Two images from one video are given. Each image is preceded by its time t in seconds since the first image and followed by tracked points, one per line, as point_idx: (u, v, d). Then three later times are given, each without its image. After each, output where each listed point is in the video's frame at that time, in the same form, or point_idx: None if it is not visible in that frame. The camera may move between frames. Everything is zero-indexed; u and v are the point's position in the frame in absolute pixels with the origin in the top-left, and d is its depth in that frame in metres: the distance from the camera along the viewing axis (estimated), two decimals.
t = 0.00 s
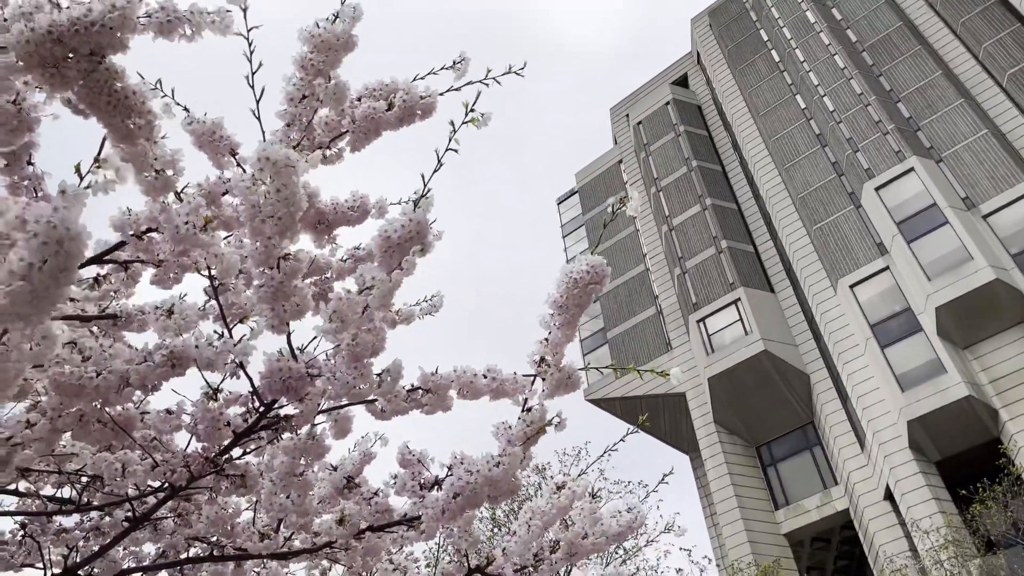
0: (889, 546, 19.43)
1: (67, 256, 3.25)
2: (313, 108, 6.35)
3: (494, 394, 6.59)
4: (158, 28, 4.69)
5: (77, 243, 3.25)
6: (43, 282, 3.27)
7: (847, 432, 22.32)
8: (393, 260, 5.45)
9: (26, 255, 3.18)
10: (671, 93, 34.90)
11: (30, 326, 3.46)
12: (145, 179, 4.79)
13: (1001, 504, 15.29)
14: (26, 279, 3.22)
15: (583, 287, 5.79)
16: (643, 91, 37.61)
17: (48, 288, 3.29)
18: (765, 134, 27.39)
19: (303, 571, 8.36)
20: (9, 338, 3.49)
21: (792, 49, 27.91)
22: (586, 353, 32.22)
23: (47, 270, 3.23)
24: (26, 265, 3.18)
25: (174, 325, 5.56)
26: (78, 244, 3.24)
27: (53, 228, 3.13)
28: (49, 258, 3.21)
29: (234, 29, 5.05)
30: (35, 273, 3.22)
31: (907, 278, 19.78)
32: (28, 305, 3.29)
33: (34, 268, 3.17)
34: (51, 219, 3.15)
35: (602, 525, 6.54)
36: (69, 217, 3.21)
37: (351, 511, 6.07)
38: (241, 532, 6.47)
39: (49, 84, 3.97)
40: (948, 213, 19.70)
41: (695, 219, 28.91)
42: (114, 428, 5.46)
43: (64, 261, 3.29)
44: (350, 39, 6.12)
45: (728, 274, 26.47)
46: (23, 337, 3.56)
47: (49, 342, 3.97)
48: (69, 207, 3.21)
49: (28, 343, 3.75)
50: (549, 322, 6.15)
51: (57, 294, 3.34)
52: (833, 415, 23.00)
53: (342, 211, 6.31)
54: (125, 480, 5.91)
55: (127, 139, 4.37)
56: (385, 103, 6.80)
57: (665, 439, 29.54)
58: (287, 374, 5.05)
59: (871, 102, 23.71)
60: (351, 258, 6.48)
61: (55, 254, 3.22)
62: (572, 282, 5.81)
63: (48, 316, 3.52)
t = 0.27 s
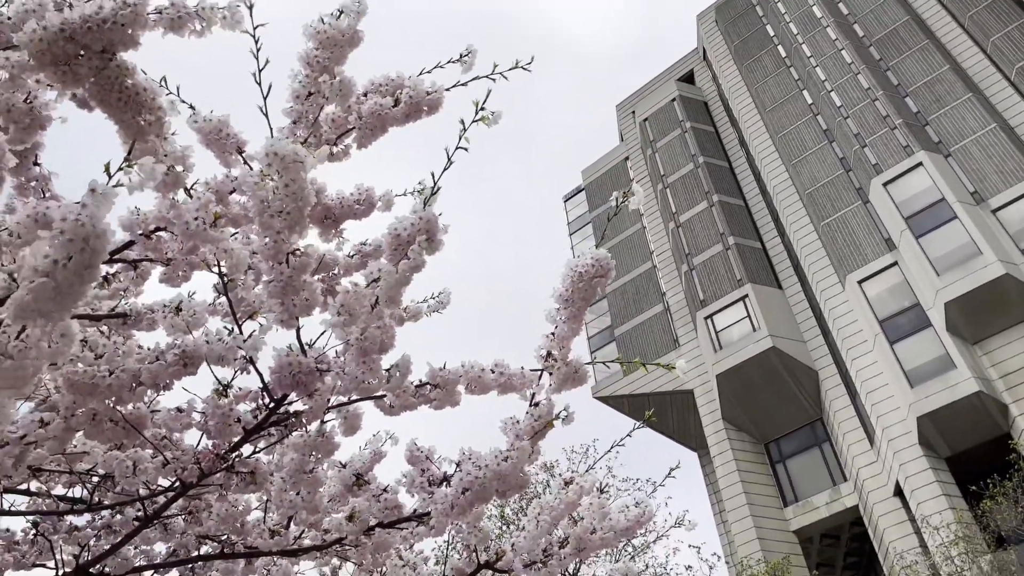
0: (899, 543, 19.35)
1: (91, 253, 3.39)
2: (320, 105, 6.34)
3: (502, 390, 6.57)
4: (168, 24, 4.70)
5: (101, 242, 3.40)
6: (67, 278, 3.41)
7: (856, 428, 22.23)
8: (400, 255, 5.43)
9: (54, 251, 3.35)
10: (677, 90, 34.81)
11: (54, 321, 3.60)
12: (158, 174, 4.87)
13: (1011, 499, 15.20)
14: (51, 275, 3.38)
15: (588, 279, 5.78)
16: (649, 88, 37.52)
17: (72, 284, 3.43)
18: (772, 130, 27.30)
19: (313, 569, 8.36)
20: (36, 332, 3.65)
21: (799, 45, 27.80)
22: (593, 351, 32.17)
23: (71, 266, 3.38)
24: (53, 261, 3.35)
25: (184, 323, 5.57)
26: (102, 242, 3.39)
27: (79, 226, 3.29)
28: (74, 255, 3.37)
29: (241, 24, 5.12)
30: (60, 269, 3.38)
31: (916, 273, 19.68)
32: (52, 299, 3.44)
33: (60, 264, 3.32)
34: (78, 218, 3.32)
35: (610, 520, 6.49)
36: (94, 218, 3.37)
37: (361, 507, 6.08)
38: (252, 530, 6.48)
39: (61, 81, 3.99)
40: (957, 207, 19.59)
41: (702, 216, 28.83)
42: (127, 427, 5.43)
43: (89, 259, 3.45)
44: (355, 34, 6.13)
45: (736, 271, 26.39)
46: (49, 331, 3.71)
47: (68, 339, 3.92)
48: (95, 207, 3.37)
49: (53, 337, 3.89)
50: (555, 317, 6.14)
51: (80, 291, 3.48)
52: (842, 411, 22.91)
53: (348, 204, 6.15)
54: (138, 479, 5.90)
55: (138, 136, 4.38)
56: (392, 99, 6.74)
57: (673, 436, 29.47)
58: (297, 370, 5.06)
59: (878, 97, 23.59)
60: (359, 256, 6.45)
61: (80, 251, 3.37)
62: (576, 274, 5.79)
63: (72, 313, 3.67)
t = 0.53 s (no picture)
0: (907, 541, 19.29)
1: (94, 247, 3.43)
2: (323, 103, 6.33)
3: (508, 388, 6.57)
4: (172, 28, 4.73)
5: (104, 236, 3.44)
6: (72, 273, 3.45)
7: (864, 426, 22.16)
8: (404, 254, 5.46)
9: (58, 246, 3.40)
10: (682, 88, 34.75)
11: (59, 316, 3.64)
12: (161, 178, 4.83)
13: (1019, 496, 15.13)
14: (55, 270, 3.41)
15: (593, 277, 5.75)
16: (654, 86, 37.47)
17: (76, 278, 3.47)
18: (778, 127, 27.24)
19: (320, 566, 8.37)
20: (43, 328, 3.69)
21: (804, 42, 27.70)
22: (599, 349, 32.17)
23: (75, 260, 3.42)
24: (56, 256, 3.39)
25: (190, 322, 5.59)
26: (105, 236, 3.40)
27: (81, 218, 3.32)
28: (77, 249, 3.41)
29: (246, 26, 5.10)
30: (64, 264, 3.42)
31: (923, 270, 19.60)
32: (56, 296, 3.48)
33: (63, 257, 3.36)
34: (80, 211, 3.36)
35: (616, 517, 6.44)
36: (97, 209, 3.39)
37: (367, 506, 6.08)
38: (259, 529, 6.49)
39: (64, 85, 4.01)
40: (964, 204, 19.50)
41: (707, 214, 28.77)
42: (134, 426, 5.44)
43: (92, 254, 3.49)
44: (358, 31, 6.12)
45: (742, 268, 26.33)
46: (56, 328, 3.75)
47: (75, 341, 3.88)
48: (98, 201, 3.40)
49: (58, 336, 3.91)
50: (561, 316, 6.13)
51: (84, 286, 3.51)
52: (849, 409, 22.85)
53: (353, 200, 6.22)
54: (145, 477, 5.90)
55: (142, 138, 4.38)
56: (395, 95, 6.78)
57: (679, 434, 29.45)
58: (302, 370, 5.07)
59: (884, 94, 23.48)
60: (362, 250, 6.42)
61: (83, 245, 3.40)
62: (581, 272, 5.76)
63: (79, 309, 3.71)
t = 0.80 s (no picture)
0: (913, 539, 19.25)
1: (121, 261, 3.37)
2: (326, 101, 6.34)
3: (513, 388, 6.56)
4: (179, 27, 4.73)
5: (132, 251, 3.38)
6: (97, 285, 3.39)
7: (869, 424, 22.11)
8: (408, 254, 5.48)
9: (85, 258, 3.33)
10: (686, 86, 34.69)
11: (80, 325, 3.59)
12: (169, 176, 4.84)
13: None
14: (81, 282, 3.36)
15: (597, 276, 5.77)
16: (657, 84, 37.41)
17: (101, 291, 3.41)
18: (782, 126, 27.19)
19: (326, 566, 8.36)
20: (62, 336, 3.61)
21: (808, 39, 27.63)
22: (603, 348, 32.15)
23: (101, 274, 3.36)
24: (82, 268, 3.32)
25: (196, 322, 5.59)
26: (133, 251, 3.36)
27: (112, 234, 3.26)
28: (104, 262, 3.34)
29: (253, 25, 5.10)
30: (90, 276, 3.35)
31: (928, 268, 19.55)
32: (78, 306, 3.42)
33: (90, 270, 3.30)
34: (110, 226, 3.29)
35: (620, 517, 6.49)
36: (127, 226, 3.33)
37: (373, 506, 6.08)
38: (266, 529, 6.50)
39: (73, 85, 4.01)
40: (969, 201, 19.44)
41: (712, 212, 28.74)
42: (142, 427, 5.42)
43: (119, 266, 3.42)
44: (360, 29, 6.11)
45: (746, 267, 26.28)
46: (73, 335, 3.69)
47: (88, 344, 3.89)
48: (128, 216, 3.33)
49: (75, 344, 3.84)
50: (565, 315, 6.13)
51: (107, 297, 3.45)
52: (854, 408, 22.81)
53: (357, 197, 6.09)
54: (152, 478, 5.90)
55: (151, 137, 4.37)
56: (397, 92, 6.71)
57: (684, 433, 29.41)
58: (308, 370, 5.07)
59: (888, 92, 23.40)
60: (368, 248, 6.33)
61: (110, 259, 3.35)
62: (585, 272, 5.78)
63: (98, 317, 3.64)
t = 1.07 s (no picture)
0: (918, 537, 19.24)
1: (138, 256, 3.39)
2: (330, 101, 6.34)
3: (518, 388, 6.55)
4: (186, 30, 4.74)
5: (149, 247, 3.40)
6: (114, 281, 3.42)
7: (874, 423, 22.07)
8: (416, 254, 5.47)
9: (103, 253, 3.37)
10: (689, 85, 34.62)
11: (94, 321, 3.61)
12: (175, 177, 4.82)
13: None
14: (98, 277, 3.39)
15: (602, 277, 5.76)
16: (661, 82, 37.35)
17: (118, 286, 3.43)
18: (785, 123, 27.13)
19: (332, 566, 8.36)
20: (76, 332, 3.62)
21: (812, 37, 27.54)
22: (607, 347, 32.14)
23: (118, 271, 3.39)
24: (101, 263, 3.35)
25: (202, 322, 5.59)
26: (150, 247, 3.39)
27: (131, 229, 3.27)
28: (121, 257, 3.37)
29: (258, 27, 5.10)
30: (107, 271, 3.38)
31: (932, 266, 19.49)
32: (94, 301, 3.45)
33: (109, 265, 3.32)
34: (129, 220, 3.30)
35: (626, 517, 6.49)
36: (145, 221, 3.34)
37: (378, 506, 6.08)
38: (272, 529, 6.48)
39: (81, 87, 4.01)
40: (974, 199, 19.38)
41: (715, 211, 28.69)
42: (149, 428, 5.37)
43: (135, 260, 3.44)
44: (363, 29, 6.10)
45: (750, 265, 26.24)
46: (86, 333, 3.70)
47: (101, 341, 3.91)
48: (146, 211, 3.32)
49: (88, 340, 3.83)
50: (569, 315, 6.11)
51: (124, 291, 3.48)
52: (859, 405, 22.78)
53: (359, 194, 6.11)
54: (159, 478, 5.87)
55: (158, 139, 4.36)
56: (400, 92, 6.71)
57: (688, 432, 29.41)
58: (314, 371, 5.08)
59: (892, 89, 23.31)
60: (371, 245, 6.27)
61: (128, 255, 3.37)
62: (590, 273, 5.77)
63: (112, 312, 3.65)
